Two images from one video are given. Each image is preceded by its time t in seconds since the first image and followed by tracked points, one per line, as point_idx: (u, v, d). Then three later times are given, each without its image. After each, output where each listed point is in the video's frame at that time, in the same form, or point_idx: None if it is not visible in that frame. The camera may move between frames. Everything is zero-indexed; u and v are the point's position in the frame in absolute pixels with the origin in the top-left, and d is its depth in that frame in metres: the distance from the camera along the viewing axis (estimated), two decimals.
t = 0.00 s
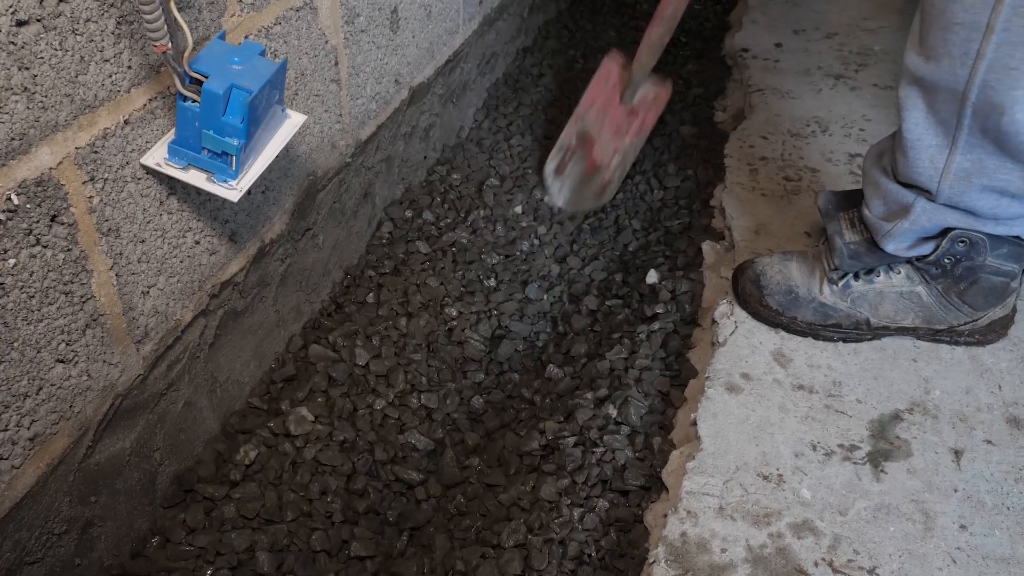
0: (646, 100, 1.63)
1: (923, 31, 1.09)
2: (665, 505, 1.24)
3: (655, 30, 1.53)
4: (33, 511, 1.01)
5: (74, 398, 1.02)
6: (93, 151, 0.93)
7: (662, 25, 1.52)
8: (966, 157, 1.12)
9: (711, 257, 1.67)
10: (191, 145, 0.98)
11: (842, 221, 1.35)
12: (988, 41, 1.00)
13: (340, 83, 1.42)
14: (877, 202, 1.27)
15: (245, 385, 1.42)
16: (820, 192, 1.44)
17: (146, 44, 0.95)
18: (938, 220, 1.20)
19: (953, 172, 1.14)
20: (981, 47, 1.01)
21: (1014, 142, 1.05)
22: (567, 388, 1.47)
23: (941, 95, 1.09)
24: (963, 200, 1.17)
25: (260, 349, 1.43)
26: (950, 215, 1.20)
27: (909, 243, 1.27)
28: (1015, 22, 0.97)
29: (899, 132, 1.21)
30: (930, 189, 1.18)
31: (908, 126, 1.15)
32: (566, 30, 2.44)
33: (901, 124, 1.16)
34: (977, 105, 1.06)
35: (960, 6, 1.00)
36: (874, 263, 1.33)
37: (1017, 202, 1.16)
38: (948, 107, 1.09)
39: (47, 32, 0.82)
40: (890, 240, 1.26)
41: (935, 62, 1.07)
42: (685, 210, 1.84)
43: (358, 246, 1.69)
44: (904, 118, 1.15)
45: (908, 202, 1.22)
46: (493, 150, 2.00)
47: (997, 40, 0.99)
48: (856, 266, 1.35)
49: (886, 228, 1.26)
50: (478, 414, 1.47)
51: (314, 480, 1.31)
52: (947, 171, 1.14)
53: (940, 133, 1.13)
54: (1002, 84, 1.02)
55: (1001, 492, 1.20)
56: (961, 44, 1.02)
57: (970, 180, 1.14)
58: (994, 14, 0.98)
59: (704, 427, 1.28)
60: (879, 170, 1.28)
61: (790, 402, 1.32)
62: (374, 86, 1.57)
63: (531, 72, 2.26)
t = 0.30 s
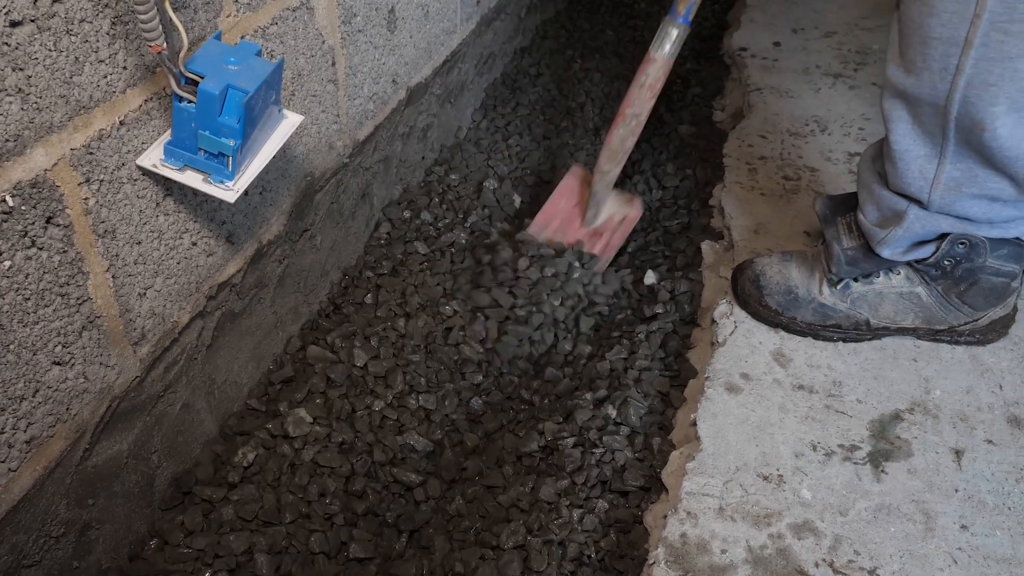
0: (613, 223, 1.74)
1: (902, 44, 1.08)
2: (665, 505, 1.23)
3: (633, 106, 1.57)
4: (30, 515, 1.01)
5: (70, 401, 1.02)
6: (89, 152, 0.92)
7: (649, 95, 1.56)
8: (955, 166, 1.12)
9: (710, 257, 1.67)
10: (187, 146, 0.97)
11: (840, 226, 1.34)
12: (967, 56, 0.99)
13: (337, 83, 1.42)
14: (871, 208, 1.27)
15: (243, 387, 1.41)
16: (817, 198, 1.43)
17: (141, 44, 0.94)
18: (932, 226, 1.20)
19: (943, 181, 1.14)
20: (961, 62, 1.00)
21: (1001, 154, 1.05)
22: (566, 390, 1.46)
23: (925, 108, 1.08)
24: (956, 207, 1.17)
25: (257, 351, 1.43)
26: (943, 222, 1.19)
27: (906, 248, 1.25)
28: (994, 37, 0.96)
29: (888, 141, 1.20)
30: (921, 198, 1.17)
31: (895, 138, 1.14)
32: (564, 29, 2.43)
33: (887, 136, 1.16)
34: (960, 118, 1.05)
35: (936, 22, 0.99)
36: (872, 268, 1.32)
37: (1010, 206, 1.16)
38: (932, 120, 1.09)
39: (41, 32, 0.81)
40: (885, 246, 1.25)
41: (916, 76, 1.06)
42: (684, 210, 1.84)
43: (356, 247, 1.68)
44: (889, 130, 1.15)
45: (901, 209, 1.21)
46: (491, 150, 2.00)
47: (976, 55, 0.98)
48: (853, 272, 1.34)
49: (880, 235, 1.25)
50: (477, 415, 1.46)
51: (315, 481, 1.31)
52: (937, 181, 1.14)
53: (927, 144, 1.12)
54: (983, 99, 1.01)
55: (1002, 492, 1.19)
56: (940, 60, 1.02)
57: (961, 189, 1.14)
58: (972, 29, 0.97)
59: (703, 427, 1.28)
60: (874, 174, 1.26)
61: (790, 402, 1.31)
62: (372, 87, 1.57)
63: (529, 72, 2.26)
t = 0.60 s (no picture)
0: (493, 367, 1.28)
1: (932, 39, 1.07)
2: (667, 503, 1.23)
3: (535, 225, 1.14)
4: (28, 511, 1.01)
5: (70, 397, 1.01)
6: (88, 147, 0.92)
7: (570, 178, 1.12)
8: (974, 168, 1.11)
9: (711, 254, 1.67)
10: (187, 141, 0.97)
11: (845, 221, 1.34)
12: (1003, 53, 0.98)
13: (338, 79, 1.41)
14: (881, 206, 1.26)
15: (243, 384, 1.41)
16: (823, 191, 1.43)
17: (141, 38, 0.94)
18: (942, 227, 1.20)
19: (960, 182, 1.13)
20: (997, 58, 0.99)
21: None
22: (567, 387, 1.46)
23: (952, 105, 1.08)
24: (969, 209, 1.16)
25: (257, 347, 1.42)
26: (955, 222, 1.19)
27: (912, 247, 1.26)
28: None
29: (905, 138, 1.19)
30: (936, 198, 1.17)
31: (916, 134, 1.13)
32: (565, 26, 2.43)
33: (908, 132, 1.15)
34: (990, 116, 1.05)
35: (975, 16, 0.98)
36: (877, 264, 1.32)
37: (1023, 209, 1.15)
38: (958, 117, 1.08)
39: (40, 26, 0.81)
40: (893, 245, 1.25)
41: (947, 71, 1.05)
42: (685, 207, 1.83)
43: (357, 244, 1.67)
44: (911, 126, 1.14)
45: (912, 209, 1.20)
46: (491, 147, 1.99)
47: (1013, 51, 0.97)
48: (858, 267, 1.34)
49: (889, 234, 1.24)
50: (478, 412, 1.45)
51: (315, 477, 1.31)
52: (954, 181, 1.13)
53: (949, 143, 1.12)
54: (1016, 96, 1.00)
55: (1004, 490, 1.19)
56: (975, 55, 1.01)
57: (977, 191, 1.13)
58: (1011, 24, 0.96)
59: (705, 424, 1.27)
60: (883, 172, 1.26)
61: (792, 400, 1.31)
62: (372, 82, 1.56)
63: (530, 68, 2.25)
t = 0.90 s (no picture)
0: (455, 311, 1.25)
1: (971, 23, 1.06)
2: (666, 501, 1.23)
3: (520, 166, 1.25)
4: (27, 508, 1.01)
5: (69, 394, 1.01)
6: (87, 144, 0.92)
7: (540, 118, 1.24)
8: (1003, 157, 1.09)
9: (711, 253, 1.67)
10: (186, 138, 0.96)
11: (850, 213, 1.34)
12: None
13: (338, 76, 1.41)
14: (895, 200, 1.25)
15: (242, 381, 1.40)
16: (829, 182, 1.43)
17: (140, 35, 0.93)
18: (959, 223, 1.19)
19: (987, 172, 1.12)
20: None
21: None
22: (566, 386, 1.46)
23: (988, 90, 1.06)
24: (991, 203, 1.15)
25: (257, 345, 1.42)
26: (972, 219, 1.18)
27: (923, 244, 1.25)
28: None
29: (931, 127, 1.17)
30: (960, 188, 1.15)
31: (948, 120, 1.11)
32: (566, 23, 2.42)
33: (939, 118, 1.13)
34: None
35: None
36: (881, 259, 1.31)
37: None
38: (993, 103, 1.07)
39: (40, 23, 0.80)
40: (907, 240, 1.24)
41: (987, 54, 1.04)
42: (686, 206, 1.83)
43: (356, 241, 1.67)
44: (943, 112, 1.12)
45: (931, 203, 1.20)
46: (492, 145, 1.99)
47: None
48: (862, 261, 1.33)
49: (905, 228, 1.23)
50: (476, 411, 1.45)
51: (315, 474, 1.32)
52: (981, 171, 1.12)
53: (980, 130, 1.10)
54: None
55: (1004, 489, 1.19)
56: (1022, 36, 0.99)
57: (1004, 182, 1.12)
58: None
59: (704, 423, 1.27)
60: (899, 167, 1.25)
61: (792, 398, 1.31)
62: (372, 80, 1.56)
63: (530, 66, 2.25)
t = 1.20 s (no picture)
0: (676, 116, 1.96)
1: (937, 21, 1.08)
2: (665, 501, 1.23)
3: None
4: (28, 509, 1.01)
5: (68, 395, 1.01)
6: (86, 146, 0.92)
7: None
8: (978, 149, 1.11)
9: (710, 252, 1.66)
10: (185, 140, 0.97)
11: (845, 213, 1.34)
12: (1006, 29, 0.99)
13: (337, 77, 1.41)
14: (883, 196, 1.26)
15: (242, 382, 1.41)
16: (822, 184, 1.43)
17: (139, 37, 0.93)
18: (946, 215, 1.19)
19: (964, 164, 1.13)
20: (1000, 35, 1.00)
21: None
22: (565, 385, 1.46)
23: (955, 84, 1.08)
24: (973, 193, 1.16)
25: (256, 346, 1.42)
26: (958, 210, 1.19)
27: (914, 238, 1.25)
28: None
29: (909, 123, 1.19)
30: (940, 180, 1.17)
31: (920, 115, 1.13)
32: (564, 24, 2.42)
33: (912, 114, 1.15)
34: (993, 94, 1.05)
35: None
36: (878, 256, 1.32)
37: None
38: (961, 97, 1.09)
39: (39, 25, 0.81)
40: (896, 234, 1.25)
41: (950, 50, 1.06)
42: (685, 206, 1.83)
43: (356, 242, 1.67)
44: (915, 108, 1.14)
45: (915, 196, 1.20)
46: (491, 145, 1.99)
47: (1016, 28, 0.98)
48: (858, 259, 1.33)
49: (892, 223, 1.24)
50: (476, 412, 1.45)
51: (316, 473, 1.32)
52: (958, 164, 1.14)
53: (953, 123, 1.12)
54: (1019, 73, 1.01)
55: (1004, 488, 1.19)
56: (979, 32, 1.02)
57: (982, 172, 1.13)
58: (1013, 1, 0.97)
59: (703, 422, 1.27)
60: (885, 163, 1.26)
61: (791, 398, 1.31)
62: (371, 81, 1.56)
63: (529, 66, 2.25)
